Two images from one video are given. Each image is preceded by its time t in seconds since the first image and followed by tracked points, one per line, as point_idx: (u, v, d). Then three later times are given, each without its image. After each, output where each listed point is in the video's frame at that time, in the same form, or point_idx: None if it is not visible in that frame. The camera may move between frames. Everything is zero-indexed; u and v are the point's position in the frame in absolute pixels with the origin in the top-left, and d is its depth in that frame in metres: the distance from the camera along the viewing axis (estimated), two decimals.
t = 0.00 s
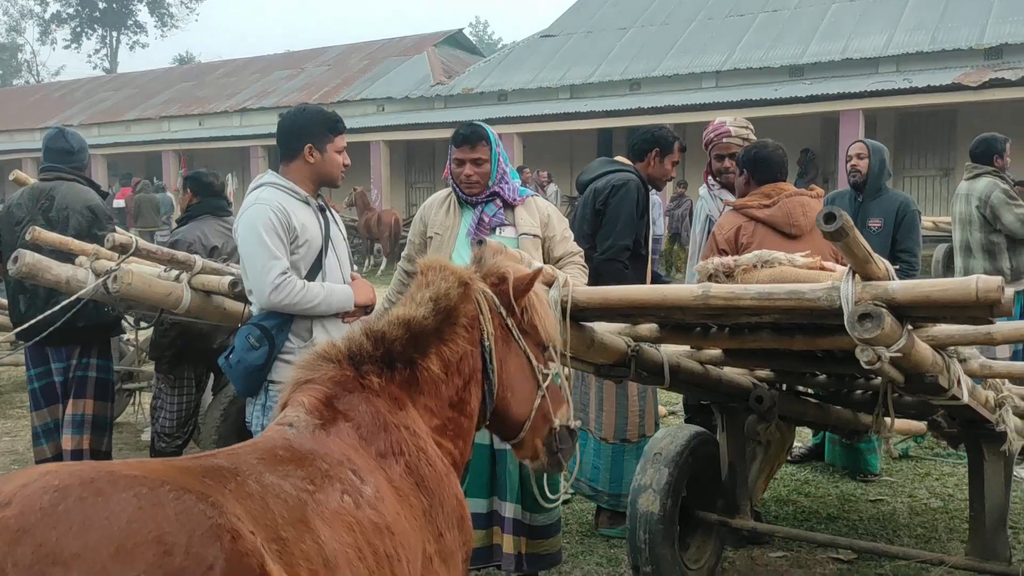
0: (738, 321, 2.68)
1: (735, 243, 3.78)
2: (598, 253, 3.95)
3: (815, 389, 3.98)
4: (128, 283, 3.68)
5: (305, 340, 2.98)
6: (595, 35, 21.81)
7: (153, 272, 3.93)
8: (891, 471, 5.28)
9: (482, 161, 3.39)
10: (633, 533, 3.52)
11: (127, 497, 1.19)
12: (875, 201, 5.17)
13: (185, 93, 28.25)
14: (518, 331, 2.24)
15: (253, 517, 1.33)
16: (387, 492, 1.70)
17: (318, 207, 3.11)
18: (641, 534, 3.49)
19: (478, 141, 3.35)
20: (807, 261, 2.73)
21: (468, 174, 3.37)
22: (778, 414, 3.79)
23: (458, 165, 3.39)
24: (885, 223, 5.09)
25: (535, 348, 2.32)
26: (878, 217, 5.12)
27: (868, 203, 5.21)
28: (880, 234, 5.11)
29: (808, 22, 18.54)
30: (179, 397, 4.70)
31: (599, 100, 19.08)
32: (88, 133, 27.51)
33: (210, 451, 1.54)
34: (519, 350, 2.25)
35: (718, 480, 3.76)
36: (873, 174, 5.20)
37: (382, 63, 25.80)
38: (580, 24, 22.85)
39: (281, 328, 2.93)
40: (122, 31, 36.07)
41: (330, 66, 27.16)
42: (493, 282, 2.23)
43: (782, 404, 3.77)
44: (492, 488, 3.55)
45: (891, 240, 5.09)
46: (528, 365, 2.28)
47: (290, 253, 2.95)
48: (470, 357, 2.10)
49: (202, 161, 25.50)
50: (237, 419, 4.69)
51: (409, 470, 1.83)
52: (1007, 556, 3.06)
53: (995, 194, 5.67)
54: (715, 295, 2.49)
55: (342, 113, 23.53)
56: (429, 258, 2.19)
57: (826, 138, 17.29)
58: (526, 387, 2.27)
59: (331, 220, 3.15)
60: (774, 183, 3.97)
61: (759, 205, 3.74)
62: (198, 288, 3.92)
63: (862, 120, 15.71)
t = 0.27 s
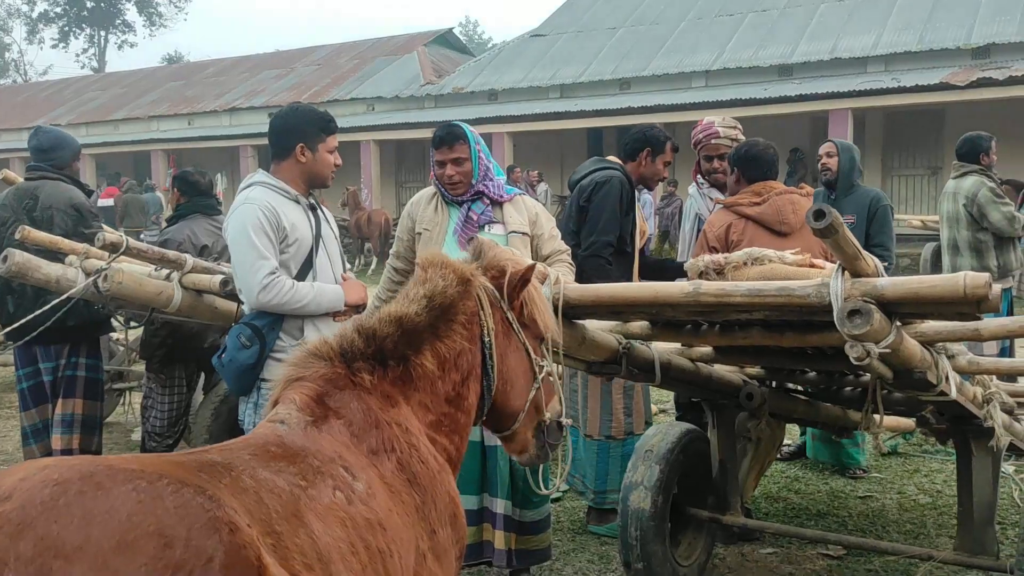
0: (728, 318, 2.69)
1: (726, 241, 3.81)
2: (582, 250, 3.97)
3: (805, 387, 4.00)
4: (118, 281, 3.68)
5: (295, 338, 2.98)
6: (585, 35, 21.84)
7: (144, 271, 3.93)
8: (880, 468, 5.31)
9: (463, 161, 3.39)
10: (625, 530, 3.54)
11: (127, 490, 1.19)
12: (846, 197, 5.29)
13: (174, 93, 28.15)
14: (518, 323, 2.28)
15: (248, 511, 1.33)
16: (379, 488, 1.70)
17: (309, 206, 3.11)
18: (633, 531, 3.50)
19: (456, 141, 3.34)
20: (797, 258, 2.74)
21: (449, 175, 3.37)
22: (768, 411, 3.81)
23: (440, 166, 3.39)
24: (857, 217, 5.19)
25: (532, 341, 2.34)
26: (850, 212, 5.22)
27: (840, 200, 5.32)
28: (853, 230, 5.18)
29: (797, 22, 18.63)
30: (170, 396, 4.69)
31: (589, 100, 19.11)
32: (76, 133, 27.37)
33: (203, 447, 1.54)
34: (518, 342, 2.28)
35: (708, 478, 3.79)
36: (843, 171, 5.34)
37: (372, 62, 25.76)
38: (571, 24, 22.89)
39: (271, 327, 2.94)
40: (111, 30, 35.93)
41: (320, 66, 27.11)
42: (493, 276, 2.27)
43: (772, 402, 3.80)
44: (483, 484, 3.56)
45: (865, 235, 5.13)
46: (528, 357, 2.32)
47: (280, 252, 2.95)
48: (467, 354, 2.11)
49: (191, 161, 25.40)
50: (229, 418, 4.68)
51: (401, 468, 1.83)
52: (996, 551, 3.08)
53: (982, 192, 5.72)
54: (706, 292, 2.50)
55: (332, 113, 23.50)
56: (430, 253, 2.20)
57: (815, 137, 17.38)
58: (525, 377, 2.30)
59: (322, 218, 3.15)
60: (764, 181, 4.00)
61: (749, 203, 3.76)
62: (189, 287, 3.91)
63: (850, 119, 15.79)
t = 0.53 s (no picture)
0: (730, 318, 2.71)
1: (725, 240, 3.82)
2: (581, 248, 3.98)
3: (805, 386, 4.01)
4: (120, 283, 3.69)
5: (297, 340, 2.98)
6: (581, 35, 21.86)
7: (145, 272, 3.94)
8: (877, 466, 5.33)
9: (463, 161, 3.39)
10: (626, 529, 3.55)
11: (144, 490, 1.20)
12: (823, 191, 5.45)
13: (169, 92, 28.09)
14: (522, 323, 2.30)
15: (262, 510, 1.35)
16: (390, 488, 1.71)
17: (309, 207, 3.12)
18: (634, 530, 3.52)
19: (456, 141, 3.34)
20: (799, 258, 2.76)
21: (449, 175, 3.37)
22: (768, 410, 3.83)
23: (439, 166, 3.38)
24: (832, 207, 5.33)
25: (535, 340, 2.35)
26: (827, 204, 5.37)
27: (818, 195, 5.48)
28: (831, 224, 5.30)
29: (792, 21, 18.67)
30: (170, 397, 4.70)
31: (584, 100, 19.13)
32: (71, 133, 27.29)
33: (214, 447, 1.55)
34: (522, 342, 2.29)
35: (709, 477, 3.81)
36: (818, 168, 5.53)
37: (367, 62, 25.74)
38: (566, 23, 22.92)
39: (274, 329, 2.95)
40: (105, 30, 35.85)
41: (315, 66, 27.08)
42: (500, 277, 2.28)
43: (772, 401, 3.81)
44: (485, 483, 3.59)
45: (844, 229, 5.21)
46: (530, 355, 2.34)
47: (281, 253, 2.95)
48: (475, 353, 2.12)
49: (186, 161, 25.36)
50: (229, 418, 4.67)
51: (411, 468, 1.84)
52: (996, 549, 3.10)
53: (978, 192, 5.75)
54: (708, 292, 2.52)
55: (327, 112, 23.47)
56: (438, 253, 2.22)
57: (810, 136, 17.41)
58: (528, 375, 2.32)
59: (322, 219, 3.15)
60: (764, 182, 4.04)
61: (748, 202, 3.78)
62: (191, 288, 3.91)
63: (845, 118, 15.83)
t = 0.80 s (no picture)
0: (733, 317, 2.73)
1: (727, 240, 3.84)
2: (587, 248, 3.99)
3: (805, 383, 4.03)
4: (125, 283, 3.69)
5: (302, 339, 3.00)
6: (577, 34, 21.87)
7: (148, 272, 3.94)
8: (876, 464, 5.36)
9: (464, 162, 3.40)
10: (629, 527, 3.57)
11: (168, 487, 1.22)
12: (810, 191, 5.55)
13: (165, 92, 28.05)
14: (520, 320, 2.32)
15: (280, 507, 1.36)
16: (398, 485, 1.73)
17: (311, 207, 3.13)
18: (637, 528, 3.54)
19: (458, 142, 3.35)
20: (802, 257, 2.78)
21: (450, 175, 3.38)
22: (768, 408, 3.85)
23: (440, 166, 3.39)
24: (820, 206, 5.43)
25: (533, 337, 2.37)
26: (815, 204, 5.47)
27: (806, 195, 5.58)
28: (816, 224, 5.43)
29: (788, 20, 18.70)
30: (172, 396, 4.71)
31: (581, 99, 19.14)
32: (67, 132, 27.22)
33: (228, 445, 1.57)
34: (520, 339, 2.31)
35: (710, 474, 3.83)
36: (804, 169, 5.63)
37: (363, 61, 25.72)
38: (563, 22, 22.94)
39: (278, 328, 2.96)
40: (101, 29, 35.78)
41: (312, 65, 27.06)
42: (497, 274, 2.30)
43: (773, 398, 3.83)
44: (488, 482, 3.61)
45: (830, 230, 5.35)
46: (527, 351, 2.36)
47: (284, 253, 2.97)
48: (475, 350, 2.14)
49: (183, 160, 25.32)
50: (230, 418, 4.68)
51: (417, 465, 1.85)
52: (996, 545, 3.12)
53: (975, 190, 5.77)
54: (712, 291, 2.54)
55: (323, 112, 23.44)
56: (436, 252, 2.23)
57: (807, 135, 17.45)
58: (526, 372, 2.34)
59: (324, 219, 3.16)
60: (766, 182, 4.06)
61: (750, 202, 3.81)
62: (195, 288, 3.92)
63: (842, 117, 15.86)
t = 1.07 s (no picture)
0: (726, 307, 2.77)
1: (718, 231, 3.89)
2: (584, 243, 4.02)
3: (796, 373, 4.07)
4: (120, 279, 3.71)
5: (296, 334, 3.02)
6: (566, 26, 21.87)
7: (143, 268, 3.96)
8: (866, 452, 5.42)
9: (458, 155, 3.42)
10: (623, 516, 3.62)
11: (179, 476, 1.25)
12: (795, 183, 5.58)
13: (152, 86, 27.88)
14: (510, 310, 2.34)
15: (286, 495, 1.39)
16: (394, 475, 1.76)
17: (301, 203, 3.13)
18: (631, 517, 3.58)
19: (452, 135, 3.37)
20: (792, 248, 2.82)
21: (444, 168, 3.40)
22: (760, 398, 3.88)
23: (435, 159, 3.41)
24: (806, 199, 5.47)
25: (523, 327, 2.40)
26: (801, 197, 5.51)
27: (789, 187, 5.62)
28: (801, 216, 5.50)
29: (776, 12, 18.76)
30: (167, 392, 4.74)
31: (570, 92, 19.15)
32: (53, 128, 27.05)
33: (230, 437, 1.59)
34: (510, 329, 2.33)
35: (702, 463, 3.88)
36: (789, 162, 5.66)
37: (352, 55, 25.65)
38: (552, 15, 22.93)
39: (272, 325, 2.98)
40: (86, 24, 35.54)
41: (299, 59, 26.96)
42: (487, 265, 2.32)
43: (765, 388, 3.86)
44: (485, 474, 3.63)
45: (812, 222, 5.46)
46: (518, 342, 2.39)
47: (275, 251, 2.98)
48: (466, 341, 2.17)
49: (171, 155, 25.20)
50: (226, 412, 4.69)
51: (412, 455, 1.88)
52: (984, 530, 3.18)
53: (963, 180, 5.83)
54: (705, 282, 2.57)
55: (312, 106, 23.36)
56: (427, 245, 2.25)
57: (795, 126, 17.52)
58: (517, 362, 2.37)
59: (315, 214, 3.17)
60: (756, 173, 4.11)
61: (741, 193, 3.85)
62: (190, 284, 3.93)
63: (830, 108, 15.94)
